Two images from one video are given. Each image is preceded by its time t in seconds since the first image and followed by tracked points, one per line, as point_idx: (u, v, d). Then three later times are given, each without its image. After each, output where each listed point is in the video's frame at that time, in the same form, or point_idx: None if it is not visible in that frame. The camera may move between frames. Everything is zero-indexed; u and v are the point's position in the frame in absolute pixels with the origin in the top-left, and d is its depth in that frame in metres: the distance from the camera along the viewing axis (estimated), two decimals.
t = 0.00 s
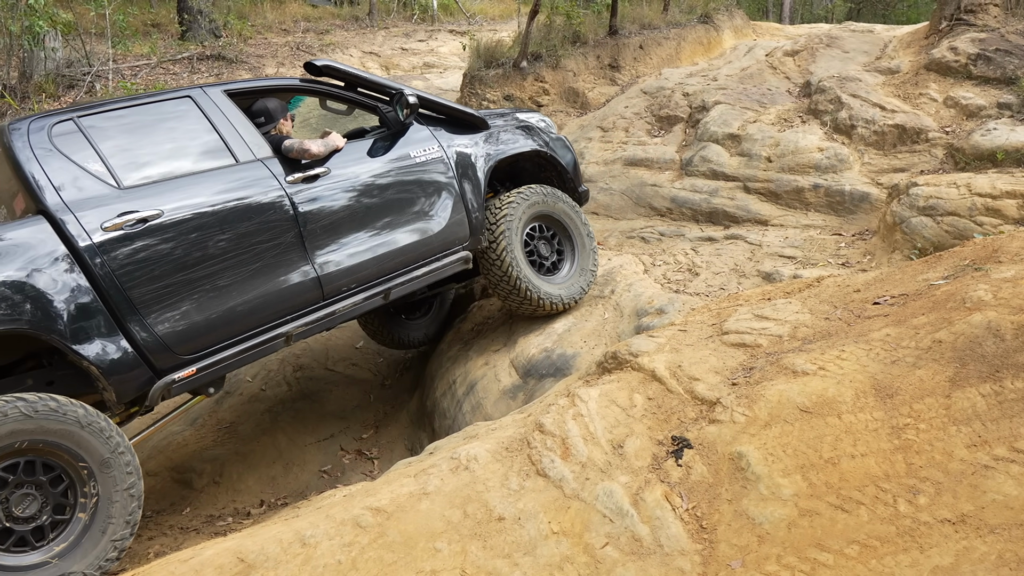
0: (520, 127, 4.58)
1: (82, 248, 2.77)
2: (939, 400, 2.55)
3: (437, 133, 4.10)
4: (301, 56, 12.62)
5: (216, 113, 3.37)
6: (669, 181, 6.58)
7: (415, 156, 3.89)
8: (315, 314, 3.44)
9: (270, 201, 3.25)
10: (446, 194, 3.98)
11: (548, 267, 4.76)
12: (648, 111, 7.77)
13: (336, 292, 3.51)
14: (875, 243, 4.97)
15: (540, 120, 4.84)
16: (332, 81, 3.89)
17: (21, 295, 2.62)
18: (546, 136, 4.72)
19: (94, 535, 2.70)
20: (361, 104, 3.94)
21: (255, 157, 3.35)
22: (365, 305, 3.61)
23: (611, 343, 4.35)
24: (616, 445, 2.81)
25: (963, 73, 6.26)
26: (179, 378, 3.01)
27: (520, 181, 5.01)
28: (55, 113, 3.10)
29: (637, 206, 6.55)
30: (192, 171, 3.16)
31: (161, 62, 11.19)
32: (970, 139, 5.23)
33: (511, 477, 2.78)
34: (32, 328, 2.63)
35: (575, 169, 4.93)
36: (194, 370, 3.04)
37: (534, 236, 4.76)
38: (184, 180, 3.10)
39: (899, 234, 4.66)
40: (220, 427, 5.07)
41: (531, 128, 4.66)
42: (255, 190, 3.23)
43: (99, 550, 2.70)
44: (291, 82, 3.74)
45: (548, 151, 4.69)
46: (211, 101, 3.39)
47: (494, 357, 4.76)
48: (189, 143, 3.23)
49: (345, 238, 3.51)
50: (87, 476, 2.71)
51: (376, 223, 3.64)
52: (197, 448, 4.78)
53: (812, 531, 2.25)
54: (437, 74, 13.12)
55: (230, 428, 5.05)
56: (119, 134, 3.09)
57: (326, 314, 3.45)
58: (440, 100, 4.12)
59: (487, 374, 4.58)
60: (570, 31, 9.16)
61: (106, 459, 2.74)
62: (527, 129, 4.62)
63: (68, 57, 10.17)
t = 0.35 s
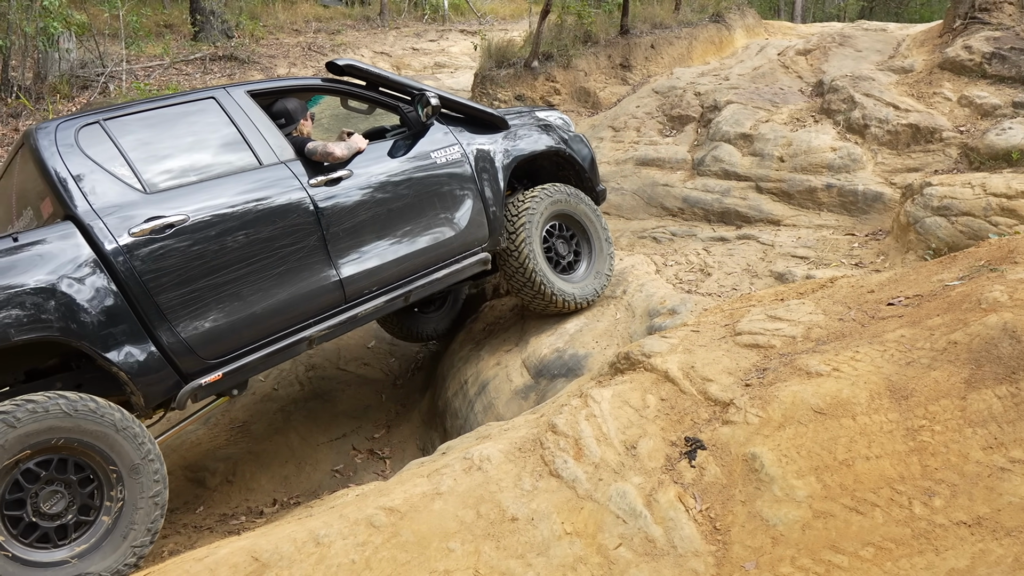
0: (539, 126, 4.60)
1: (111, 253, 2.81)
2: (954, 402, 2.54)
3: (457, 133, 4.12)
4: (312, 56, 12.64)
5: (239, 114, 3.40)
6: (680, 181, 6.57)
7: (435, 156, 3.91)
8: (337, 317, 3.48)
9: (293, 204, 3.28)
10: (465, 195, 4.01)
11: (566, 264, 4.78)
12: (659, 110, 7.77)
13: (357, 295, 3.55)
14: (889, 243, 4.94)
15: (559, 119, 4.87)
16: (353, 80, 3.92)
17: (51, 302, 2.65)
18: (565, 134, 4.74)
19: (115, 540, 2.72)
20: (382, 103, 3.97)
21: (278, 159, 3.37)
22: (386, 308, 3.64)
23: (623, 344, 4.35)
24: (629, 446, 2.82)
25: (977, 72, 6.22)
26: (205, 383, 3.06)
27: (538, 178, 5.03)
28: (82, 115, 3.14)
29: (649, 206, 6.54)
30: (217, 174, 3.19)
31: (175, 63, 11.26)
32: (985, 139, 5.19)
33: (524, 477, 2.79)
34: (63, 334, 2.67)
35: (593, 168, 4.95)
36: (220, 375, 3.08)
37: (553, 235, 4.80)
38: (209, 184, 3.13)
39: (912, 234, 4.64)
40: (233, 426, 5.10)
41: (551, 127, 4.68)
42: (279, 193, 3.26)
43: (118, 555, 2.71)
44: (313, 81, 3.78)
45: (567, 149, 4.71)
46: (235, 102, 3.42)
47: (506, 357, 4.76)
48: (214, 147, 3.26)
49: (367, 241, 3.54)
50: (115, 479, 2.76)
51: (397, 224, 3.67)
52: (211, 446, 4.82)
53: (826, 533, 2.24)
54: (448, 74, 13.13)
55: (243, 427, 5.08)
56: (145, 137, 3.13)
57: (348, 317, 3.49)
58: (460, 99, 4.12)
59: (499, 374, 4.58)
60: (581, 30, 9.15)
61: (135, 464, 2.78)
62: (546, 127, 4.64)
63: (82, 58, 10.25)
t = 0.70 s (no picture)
0: (553, 120, 4.69)
1: (141, 255, 2.87)
2: (958, 403, 2.54)
3: (473, 130, 4.19)
4: (316, 57, 12.65)
5: (261, 113, 3.45)
6: (684, 181, 6.57)
7: (452, 153, 3.99)
8: (357, 314, 3.57)
9: (315, 204, 3.34)
10: (482, 191, 4.10)
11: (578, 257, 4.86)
12: (663, 111, 7.78)
13: (377, 292, 3.64)
14: (893, 244, 4.94)
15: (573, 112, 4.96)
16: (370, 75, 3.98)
17: (83, 304, 2.72)
18: (578, 128, 4.83)
19: (131, 546, 2.76)
20: (399, 99, 4.04)
21: (299, 159, 3.43)
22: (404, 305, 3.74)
23: (626, 344, 4.36)
24: (632, 447, 2.82)
25: (982, 72, 6.20)
26: (232, 382, 3.14)
27: (550, 171, 5.11)
28: (104, 115, 3.17)
29: (653, 207, 6.54)
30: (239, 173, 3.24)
31: (179, 64, 11.30)
32: (989, 139, 5.18)
33: (527, 478, 2.79)
34: (96, 336, 2.74)
35: (606, 160, 5.03)
36: (246, 374, 3.17)
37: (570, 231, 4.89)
38: (233, 184, 3.18)
39: (917, 235, 4.64)
40: (238, 426, 5.12)
41: (565, 121, 4.77)
42: (300, 193, 3.32)
43: (131, 561, 2.74)
44: (332, 78, 3.86)
45: (581, 143, 4.81)
46: (255, 100, 3.47)
47: (509, 358, 4.77)
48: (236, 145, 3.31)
49: (386, 238, 3.63)
50: (148, 488, 2.85)
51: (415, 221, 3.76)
52: (216, 447, 4.84)
53: (829, 534, 2.24)
54: (452, 75, 13.13)
55: (248, 427, 5.09)
56: (168, 136, 3.18)
57: (369, 314, 3.58)
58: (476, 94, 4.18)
59: (502, 375, 4.58)
60: (585, 31, 9.15)
61: (170, 477, 2.89)
62: (560, 121, 4.73)
63: (87, 60, 10.29)
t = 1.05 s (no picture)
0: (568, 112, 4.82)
1: (175, 268, 3.01)
2: (952, 406, 2.55)
3: (491, 125, 4.32)
4: (317, 58, 12.65)
5: (285, 114, 3.57)
6: (683, 183, 6.57)
7: (471, 150, 4.12)
8: (379, 316, 3.75)
9: (338, 208, 3.48)
10: (500, 186, 4.26)
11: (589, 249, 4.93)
12: (662, 112, 7.79)
13: (399, 291, 3.82)
14: (891, 246, 4.95)
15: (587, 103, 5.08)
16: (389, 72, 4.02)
17: (120, 317, 2.87)
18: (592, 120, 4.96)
19: (140, 550, 2.82)
20: (419, 95, 4.17)
21: (323, 161, 3.57)
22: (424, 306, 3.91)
23: (625, 347, 4.37)
24: (628, 450, 2.83)
25: (981, 74, 6.20)
26: (263, 387, 3.29)
27: (564, 161, 5.23)
28: (131, 121, 3.25)
29: (652, 209, 6.54)
30: (266, 179, 3.37)
31: (180, 66, 11.32)
32: (987, 141, 5.19)
33: (524, 482, 2.81)
34: (133, 346, 2.90)
35: (618, 151, 5.15)
36: (276, 378, 3.32)
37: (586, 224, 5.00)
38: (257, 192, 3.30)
39: (915, 237, 4.65)
40: (237, 428, 5.13)
41: (580, 113, 4.89)
42: (324, 198, 3.45)
43: (134, 563, 2.78)
44: (352, 75, 3.93)
45: (596, 136, 4.94)
46: (278, 101, 3.57)
47: (508, 360, 4.78)
48: (260, 153, 3.41)
49: (407, 240, 3.78)
50: (177, 503, 2.95)
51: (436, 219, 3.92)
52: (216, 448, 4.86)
53: (823, 538, 2.25)
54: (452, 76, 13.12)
55: (247, 429, 5.11)
56: (196, 143, 3.28)
57: (391, 315, 3.75)
58: (493, 89, 4.29)
59: (501, 378, 4.59)
60: (585, 32, 9.16)
61: (201, 497, 3.00)
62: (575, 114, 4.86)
63: (88, 61, 10.31)
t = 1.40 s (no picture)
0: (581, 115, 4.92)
1: (209, 282, 3.10)
2: (934, 428, 2.58)
3: (508, 130, 4.43)
4: (310, 62, 12.62)
5: (310, 125, 3.65)
6: (674, 192, 6.59)
7: (488, 157, 4.23)
8: (402, 324, 3.86)
9: (364, 219, 3.58)
10: (514, 192, 4.39)
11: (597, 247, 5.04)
12: (654, 120, 7.83)
13: (419, 299, 3.94)
14: (879, 257, 4.97)
15: (599, 104, 5.18)
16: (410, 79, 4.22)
17: (162, 338, 2.96)
18: (604, 123, 5.07)
19: (145, 558, 2.86)
20: (438, 101, 4.32)
21: (348, 172, 3.66)
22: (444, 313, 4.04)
23: (614, 360, 4.39)
24: (614, 471, 2.86)
25: (970, 83, 6.23)
26: (295, 398, 3.39)
27: (574, 162, 5.34)
28: (162, 135, 3.30)
29: (643, 217, 6.56)
30: (293, 192, 3.46)
31: (172, 70, 11.29)
32: (975, 152, 5.22)
33: (510, 503, 2.83)
34: (174, 364, 2.99)
35: (629, 152, 5.26)
36: (307, 391, 3.42)
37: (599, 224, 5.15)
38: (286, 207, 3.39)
39: (902, 248, 4.68)
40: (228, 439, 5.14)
41: (592, 116, 5.00)
42: (349, 210, 3.55)
43: (135, 567, 2.82)
44: (374, 83, 4.09)
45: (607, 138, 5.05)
46: (303, 112, 3.66)
47: (498, 372, 4.80)
48: (287, 166, 3.50)
49: (427, 249, 3.90)
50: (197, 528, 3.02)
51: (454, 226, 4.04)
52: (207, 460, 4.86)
53: (804, 562, 2.27)
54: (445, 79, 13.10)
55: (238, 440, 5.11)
56: (225, 156, 3.35)
57: (414, 323, 3.87)
58: (509, 95, 4.41)
59: (491, 390, 4.61)
60: (577, 38, 9.17)
61: (220, 531, 3.06)
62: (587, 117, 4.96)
63: (81, 66, 10.25)
